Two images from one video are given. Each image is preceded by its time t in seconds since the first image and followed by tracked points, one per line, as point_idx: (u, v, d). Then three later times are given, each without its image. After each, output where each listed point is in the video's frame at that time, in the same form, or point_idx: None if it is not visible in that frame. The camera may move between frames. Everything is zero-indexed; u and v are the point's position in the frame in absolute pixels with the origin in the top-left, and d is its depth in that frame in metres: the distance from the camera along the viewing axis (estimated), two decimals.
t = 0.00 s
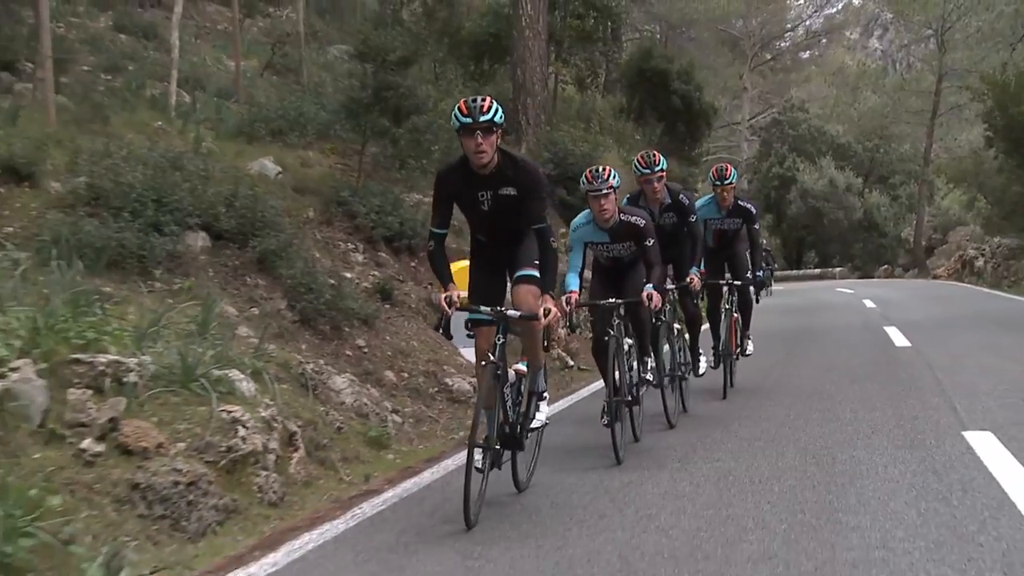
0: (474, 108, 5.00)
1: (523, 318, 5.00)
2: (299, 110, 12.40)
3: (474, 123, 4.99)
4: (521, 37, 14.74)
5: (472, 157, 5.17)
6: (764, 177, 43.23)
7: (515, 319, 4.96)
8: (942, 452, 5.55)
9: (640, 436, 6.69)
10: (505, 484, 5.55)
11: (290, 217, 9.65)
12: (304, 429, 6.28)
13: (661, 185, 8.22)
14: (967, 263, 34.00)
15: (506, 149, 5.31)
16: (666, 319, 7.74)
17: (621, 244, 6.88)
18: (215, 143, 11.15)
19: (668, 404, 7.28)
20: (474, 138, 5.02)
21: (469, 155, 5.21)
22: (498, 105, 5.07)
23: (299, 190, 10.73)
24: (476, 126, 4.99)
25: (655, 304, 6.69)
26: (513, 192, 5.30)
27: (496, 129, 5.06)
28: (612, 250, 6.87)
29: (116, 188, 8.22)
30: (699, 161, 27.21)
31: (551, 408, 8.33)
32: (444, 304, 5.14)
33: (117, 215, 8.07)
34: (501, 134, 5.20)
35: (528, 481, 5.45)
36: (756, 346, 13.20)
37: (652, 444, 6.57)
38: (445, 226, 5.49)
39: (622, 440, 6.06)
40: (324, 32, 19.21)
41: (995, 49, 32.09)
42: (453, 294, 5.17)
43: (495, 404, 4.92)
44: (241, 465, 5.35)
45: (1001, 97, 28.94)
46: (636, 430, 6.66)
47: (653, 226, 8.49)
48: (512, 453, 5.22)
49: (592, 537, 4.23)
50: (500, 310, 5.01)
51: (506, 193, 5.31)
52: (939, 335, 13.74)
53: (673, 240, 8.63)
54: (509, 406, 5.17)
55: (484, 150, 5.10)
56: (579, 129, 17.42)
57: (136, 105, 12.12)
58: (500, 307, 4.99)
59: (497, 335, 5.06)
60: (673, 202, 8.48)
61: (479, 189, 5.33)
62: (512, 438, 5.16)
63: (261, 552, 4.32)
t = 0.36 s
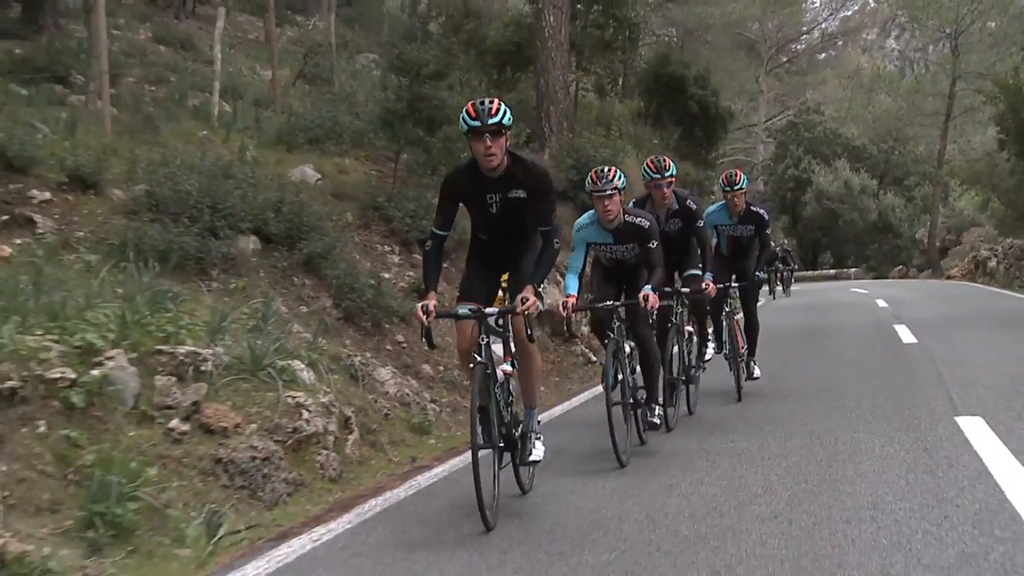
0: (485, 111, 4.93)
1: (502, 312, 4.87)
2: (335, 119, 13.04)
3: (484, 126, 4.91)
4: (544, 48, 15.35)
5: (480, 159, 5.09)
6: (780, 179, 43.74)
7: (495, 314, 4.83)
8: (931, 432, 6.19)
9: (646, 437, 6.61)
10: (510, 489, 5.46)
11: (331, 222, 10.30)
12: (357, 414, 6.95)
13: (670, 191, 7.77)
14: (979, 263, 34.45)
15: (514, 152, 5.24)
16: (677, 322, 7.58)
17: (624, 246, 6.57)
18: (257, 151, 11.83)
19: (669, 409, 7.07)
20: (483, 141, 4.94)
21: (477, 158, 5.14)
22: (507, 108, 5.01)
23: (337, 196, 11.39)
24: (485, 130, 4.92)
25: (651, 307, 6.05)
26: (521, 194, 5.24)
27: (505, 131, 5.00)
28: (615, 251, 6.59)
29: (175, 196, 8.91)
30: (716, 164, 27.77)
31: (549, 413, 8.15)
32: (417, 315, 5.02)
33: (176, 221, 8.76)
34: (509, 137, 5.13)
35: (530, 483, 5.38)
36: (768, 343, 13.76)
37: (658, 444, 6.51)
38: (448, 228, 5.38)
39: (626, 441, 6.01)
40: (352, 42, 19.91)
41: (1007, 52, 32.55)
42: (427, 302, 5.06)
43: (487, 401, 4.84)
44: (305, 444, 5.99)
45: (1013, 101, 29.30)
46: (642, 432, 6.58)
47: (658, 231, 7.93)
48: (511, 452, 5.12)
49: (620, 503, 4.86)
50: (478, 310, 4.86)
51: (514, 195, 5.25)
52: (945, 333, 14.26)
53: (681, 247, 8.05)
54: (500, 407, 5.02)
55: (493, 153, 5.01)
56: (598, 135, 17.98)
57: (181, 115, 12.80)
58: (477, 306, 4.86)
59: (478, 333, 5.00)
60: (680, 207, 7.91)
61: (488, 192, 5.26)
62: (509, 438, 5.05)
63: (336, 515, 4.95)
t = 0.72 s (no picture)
0: (481, 114, 4.69)
1: (489, 315, 4.57)
2: (366, 127, 13.68)
3: (481, 130, 4.68)
4: (565, 56, 15.94)
5: (480, 162, 4.86)
6: (795, 180, 44.24)
7: (480, 318, 4.55)
8: (927, 416, 6.77)
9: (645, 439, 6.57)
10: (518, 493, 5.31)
11: (369, 224, 10.93)
12: (400, 403, 7.58)
13: (677, 186, 7.73)
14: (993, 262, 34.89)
15: (516, 153, 5.01)
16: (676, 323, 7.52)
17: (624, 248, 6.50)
18: (295, 158, 12.47)
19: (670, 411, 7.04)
20: (481, 145, 4.72)
21: (476, 162, 4.91)
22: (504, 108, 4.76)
23: (372, 201, 12.02)
24: (482, 134, 4.70)
25: (648, 308, 5.90)
26: (523, 197, 5.00)
27: (503, 134, 4.76)
28: (613, 253, 6.60)
29: (225, 202, 9.57)
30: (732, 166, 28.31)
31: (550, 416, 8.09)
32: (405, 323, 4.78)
33: (228, 225, 9.43)
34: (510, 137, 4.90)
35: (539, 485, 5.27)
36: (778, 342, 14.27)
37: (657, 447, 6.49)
38: (447, 234, 5.14)
39: (619, 442, 6.01)
40: (380, 50, 20.60)
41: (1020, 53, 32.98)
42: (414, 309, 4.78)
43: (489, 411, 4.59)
44: (359, 428, 6.61)
45: None
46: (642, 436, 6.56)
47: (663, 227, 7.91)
48: (516, 459, 4.89)
49: (639, 480, 5.43)
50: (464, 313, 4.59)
51: (516, 198, 5.01)
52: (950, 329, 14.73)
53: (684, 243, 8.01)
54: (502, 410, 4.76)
55: (492, 157, 4.79)
56: (617, 139, 18.54)
57: (221, 123, 13.47)
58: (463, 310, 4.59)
59: (471, 338, 4.71)
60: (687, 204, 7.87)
61: (489, 195, 5.03)
62: (513, 444, 4.81)
63: (396, 485, 5.56)
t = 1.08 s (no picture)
0: (470, 104, 4.75)
1: (499, 310, 4.62)
2: (398, 131, 14.32)
3: (470, 118, 4.72)
4: (588, 62, 16.53)
5: (471, 153, 4.89)
6: (813, 179, 44.71)
7: (490, 313, 4.58)
8: (931, 403, 7.23)
9: (642, 440, 6.47)
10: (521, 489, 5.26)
11: (405, 225, 11.56)
12: (440, 390, 8.21)
13: (682, 187, 7.64)
14: (1009, 260, 35.28)
15: (508, 143, 5.03)
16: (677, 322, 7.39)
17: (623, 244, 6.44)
18: (333, 162, 13.12)
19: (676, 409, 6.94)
20: (471, 133, 4.76)
21: (467, 152, 4.93)
22: (494, 99, 4.81)
23: (406, 202, 12.65)
24: (473, 122, 4.74)
25: (651, 308, 5.87)
26: (516, 186, 5.01)
27: (493, 123, 4.79)
28: (612, 249, 6.53)
29: (272, 204, 10.23)
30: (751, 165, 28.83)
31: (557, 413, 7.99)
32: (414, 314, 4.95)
33: (275, 227, 10.10)
34: (500, 127, 4.93)
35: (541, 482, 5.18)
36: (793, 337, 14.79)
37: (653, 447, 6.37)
38: (444, 227, 5.18)
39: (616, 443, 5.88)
40: (408, 55, 21.25)
41: None
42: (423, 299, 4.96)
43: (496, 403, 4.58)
44: (405, 411, 7.24)
45: None
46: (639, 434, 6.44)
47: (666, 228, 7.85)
48: (520, 456, 4.85)
49: (659, 458, 5.96)
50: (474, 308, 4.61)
51: (509, 187, 5.02)
52: (960, 324, 15.20)
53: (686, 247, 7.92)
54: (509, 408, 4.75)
55: (482, 146, 4.83)
56: (638, 142, 19.09)
57: (261, 128, 14.15)
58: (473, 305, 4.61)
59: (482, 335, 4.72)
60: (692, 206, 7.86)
61: (481, 185, 5.03)
62: (517, 441, 4.76)
63: (445, 460, 6.18)
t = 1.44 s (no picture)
0: (471, 108, 4.65)
1: (526, 312, 4.71)
2: (431, 135, 14.93)
3: (471, 123, 4.63)
4: (613, 66, 17.10)
5: (469, 158, 4.77)
6: (834, 177, 45.14)
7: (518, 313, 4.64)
8: (937, 389, 7.79)
9: (644, 439, 6.41)
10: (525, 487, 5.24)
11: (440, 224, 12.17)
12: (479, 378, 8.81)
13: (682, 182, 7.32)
14: None
15: (505, 146, 4.90)
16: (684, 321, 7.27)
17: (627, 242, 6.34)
18: (370, 164, 13.75)
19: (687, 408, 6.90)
20: (472, 139, 4.64)
21: (464, 158, 4.82)
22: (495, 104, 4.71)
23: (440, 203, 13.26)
24: (473, 127, 4.63)
25: (656, 307, 5.89)
26: (515, 191, 4.88)
27: (493, 128, 4.69)
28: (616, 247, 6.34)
29: (318, 205, 10.87)
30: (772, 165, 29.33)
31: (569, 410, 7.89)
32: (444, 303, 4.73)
33: (321, 226, 10.74)
34: (498, 132, 4.81)
35: (546, 483, 5.14)
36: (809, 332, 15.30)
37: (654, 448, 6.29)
38: (447, 229, 5.09)
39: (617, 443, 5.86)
40: (437, 59, 21.87)
41: None
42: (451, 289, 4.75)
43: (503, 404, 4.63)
44: (449, 398, 7.84)
45: None
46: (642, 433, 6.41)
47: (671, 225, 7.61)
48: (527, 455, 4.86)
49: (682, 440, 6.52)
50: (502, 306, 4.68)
51: (507, 192, 4.89)
52: (972, 320, 15.67)
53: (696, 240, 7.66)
54: (522, 407, 4.82)
55: (481, 152, 4.71)
56: (661, 144, 19.64)
57: (300, 132, 14.79)
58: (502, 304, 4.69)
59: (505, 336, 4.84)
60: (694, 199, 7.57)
61: (478, 191, 4.90)
62: (524, 441, 4.78)
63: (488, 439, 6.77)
